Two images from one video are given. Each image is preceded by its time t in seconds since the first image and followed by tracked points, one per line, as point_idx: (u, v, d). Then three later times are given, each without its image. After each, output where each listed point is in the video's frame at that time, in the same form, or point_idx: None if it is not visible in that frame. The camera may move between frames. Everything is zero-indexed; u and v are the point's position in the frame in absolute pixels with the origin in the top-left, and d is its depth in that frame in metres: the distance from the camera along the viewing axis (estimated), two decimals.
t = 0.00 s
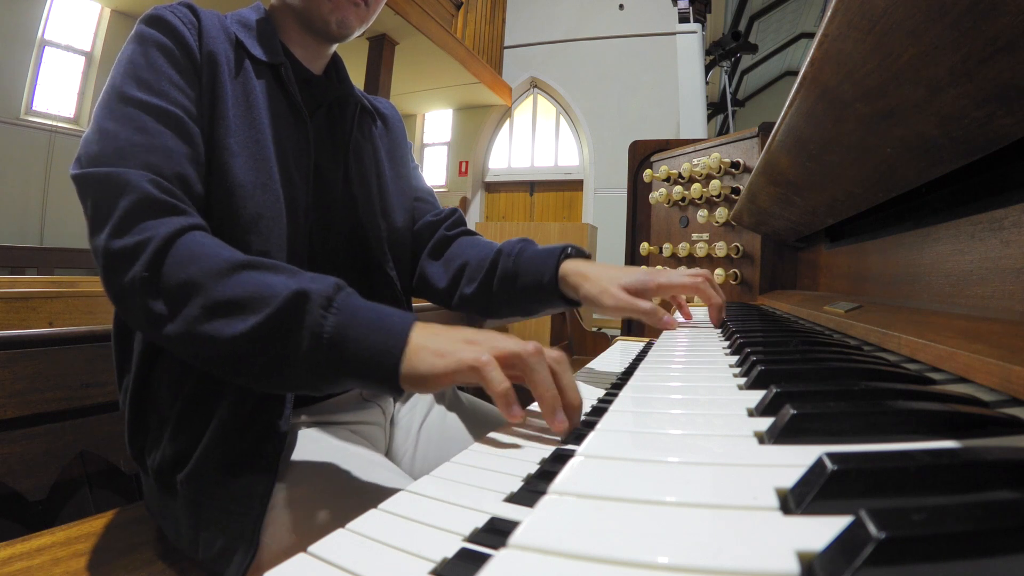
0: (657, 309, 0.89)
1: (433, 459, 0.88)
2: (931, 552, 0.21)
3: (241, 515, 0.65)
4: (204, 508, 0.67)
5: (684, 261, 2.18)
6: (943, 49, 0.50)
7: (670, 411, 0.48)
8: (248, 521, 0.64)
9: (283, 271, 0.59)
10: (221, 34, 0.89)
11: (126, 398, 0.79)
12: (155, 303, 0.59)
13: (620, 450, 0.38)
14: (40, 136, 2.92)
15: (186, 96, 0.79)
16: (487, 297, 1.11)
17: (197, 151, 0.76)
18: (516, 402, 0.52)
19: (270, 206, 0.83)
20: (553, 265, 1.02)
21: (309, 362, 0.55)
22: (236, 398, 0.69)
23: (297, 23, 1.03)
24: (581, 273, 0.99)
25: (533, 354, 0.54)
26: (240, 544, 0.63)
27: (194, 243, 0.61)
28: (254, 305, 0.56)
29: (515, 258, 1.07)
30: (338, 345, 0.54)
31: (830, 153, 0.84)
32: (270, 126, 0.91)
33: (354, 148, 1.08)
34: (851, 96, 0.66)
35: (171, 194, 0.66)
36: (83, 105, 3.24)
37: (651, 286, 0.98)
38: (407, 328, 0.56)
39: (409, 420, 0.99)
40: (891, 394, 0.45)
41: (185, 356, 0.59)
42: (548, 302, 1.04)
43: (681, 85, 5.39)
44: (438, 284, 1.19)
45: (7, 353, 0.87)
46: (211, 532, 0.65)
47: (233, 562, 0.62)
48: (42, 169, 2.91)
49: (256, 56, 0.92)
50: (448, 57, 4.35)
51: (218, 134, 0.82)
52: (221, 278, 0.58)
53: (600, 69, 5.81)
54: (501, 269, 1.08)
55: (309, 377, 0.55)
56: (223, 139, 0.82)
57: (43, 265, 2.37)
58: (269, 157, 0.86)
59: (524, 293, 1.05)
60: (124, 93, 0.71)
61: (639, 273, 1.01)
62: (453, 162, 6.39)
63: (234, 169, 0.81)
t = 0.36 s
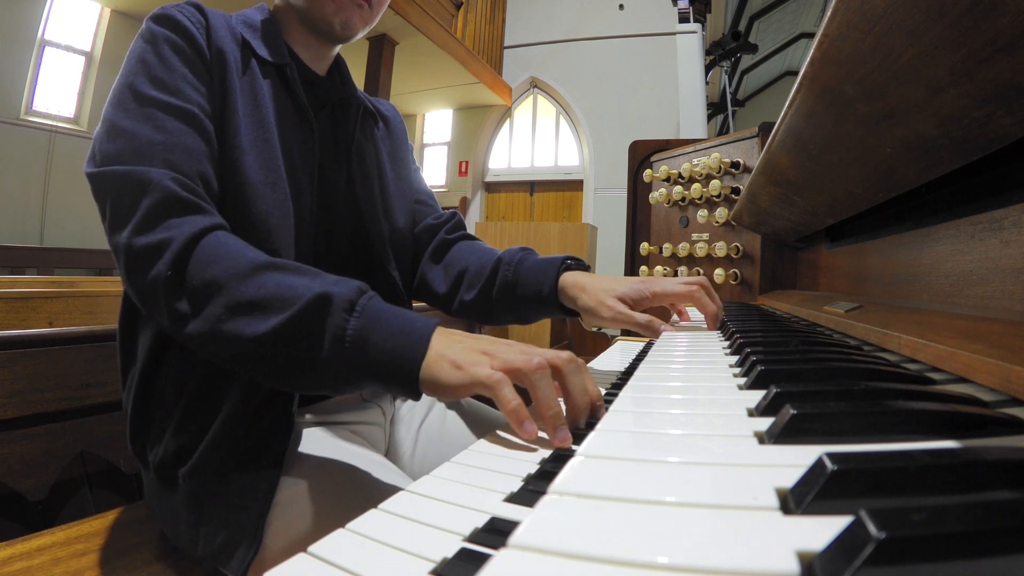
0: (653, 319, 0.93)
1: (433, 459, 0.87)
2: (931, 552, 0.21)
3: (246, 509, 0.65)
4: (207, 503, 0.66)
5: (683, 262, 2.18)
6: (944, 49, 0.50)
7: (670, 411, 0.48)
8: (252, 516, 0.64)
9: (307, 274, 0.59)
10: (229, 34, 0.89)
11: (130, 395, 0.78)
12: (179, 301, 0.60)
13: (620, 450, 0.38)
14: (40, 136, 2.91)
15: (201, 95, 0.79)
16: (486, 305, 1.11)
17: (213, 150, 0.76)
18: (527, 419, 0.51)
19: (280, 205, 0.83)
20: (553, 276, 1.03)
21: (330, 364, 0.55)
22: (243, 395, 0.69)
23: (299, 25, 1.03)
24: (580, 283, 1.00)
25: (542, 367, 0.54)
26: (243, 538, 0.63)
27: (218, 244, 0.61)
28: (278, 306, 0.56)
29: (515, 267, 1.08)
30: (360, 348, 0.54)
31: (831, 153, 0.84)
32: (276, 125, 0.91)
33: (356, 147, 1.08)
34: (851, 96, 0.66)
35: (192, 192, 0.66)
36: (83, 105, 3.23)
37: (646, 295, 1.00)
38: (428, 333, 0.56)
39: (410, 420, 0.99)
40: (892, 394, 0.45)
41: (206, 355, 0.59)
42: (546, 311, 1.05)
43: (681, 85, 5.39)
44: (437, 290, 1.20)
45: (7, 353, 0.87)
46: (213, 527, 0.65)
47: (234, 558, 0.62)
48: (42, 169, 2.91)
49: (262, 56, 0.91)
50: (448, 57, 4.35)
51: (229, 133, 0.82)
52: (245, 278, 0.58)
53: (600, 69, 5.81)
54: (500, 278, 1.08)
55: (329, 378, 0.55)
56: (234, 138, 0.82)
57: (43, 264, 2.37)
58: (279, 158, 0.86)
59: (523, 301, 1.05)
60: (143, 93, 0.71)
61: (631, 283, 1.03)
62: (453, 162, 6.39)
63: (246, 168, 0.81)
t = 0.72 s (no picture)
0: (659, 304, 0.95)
1: (434, 459, 0.87)
2: (932, 552, 0.21)
3: (247, 509, 0.65)
4: (207, 504, 0.67)
5: (684, 262, 2.18)
6: (943, 49, 0.50)
7: (670, 411, 0.48)
8: (252, 518, 0.64)
9: (303, 279, 0.59)
10: (226, 36, 0.89)
11: (128, 396, 0.78)
12: (176, 307, 0.60)
13: (620, 450, 0.38)
14: (40, 136, 2.91)
15: (198, 98, 0.79)
16: (493, 294, 1.11)
17: (210, 152, 0.76)
18: (520, 429, 0.52)
19: (279, 207, 0.83)
20: (562, 262, 1.03)
21: (324, 371, 0.55)
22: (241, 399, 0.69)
23: (298, 25, 1.03)
24: (592, 269, 1.01)
25: (536, 375, 0.53)
26: (244, 538, 0.63)
27: (214, 249, 0.61)
28: (273, 313, 0.56)
29: (523, 255, 1.08)
30: (354, 357, 0.54)
31: (830, 153, 0.84)
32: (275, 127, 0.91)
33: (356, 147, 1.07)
34: (850, 96, 0.66)
35: (190, 198, 0.66)
36: (83, 105, 3.23)
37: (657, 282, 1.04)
38: (422, 342, 0.55)
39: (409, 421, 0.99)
40: (891, 394, 0.45)
41: (203, 360, 0.59)
42: (556, 298, 1.04)
43: (681, 85, 5.39)
44: (442, 281, 1.19)
45: (7, 353, 0.87)
46: (214, 527, 0.65)
47: (236, 558, 0.62)
48: (42, 169, 2.91)
49: (260, 58, 0.91)
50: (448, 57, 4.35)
51: (228, 135, 0.82)
52: (241, 284, 0.58)
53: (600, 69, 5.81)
54: (509, 266, 1.08)
55: (324, 385, 0.55)
56: (232, 140, 0.82)
57: (43, 265, 2.37)
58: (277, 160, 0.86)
59: (532, 289, 1.05)
60: (140, 98, 0.71)
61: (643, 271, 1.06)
62: (453, 162, 6.39)
63: (244, 170, 0.81)
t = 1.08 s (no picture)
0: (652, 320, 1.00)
1: (434, 459, 0.87)
2: (932, 553, 0.21)
3: (248, 508, 0.65)
4: (208, 502, 0.67)
5: (683, 262, 2.18)
6: (943, 49, 0.50)
7: (670, 411, 0.48)
8: (253, 518, 0.64)
9: (310, 269, 0.59)
10: (228, 35, 0.89)
11: (129, 396, 0.78)
12: (183, 299, 0.60)
13: (620, 450, 0.38)
14: (40, 136, 2.91)
15: (202, 95, 0.79)
16: (491, 305, 1.11)
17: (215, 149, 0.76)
18: (528, 425, 0.52)
19: (281, 205, 0.83)
20: (561, 277, 1.03)
21: (335, 357, 0.55)
22: (248, 392, 0.69)
23: (298, 24, 1.03)
24: (588, 284, 1.02)
25: (546, 371, 0.52)
26: (245, 537, 0.63)
27: (222, 241, 0.61)
28: (282, 302, 0.56)
29: (522, 268, 1.07)
30: (364, 342, 0.54)
31: (831, 153, 0.84)
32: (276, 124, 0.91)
33: (357, 146, 1.07)
34: (851, 96, 0.66)
35: (195, 192, 0.66)
36: (83, 105, 3.23)
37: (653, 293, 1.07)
38: (434, 324, 0.56)
39: (409, 421, 0.99)
40: (891, 393, 0.45)
41: (211, 352, 0.59)
42: (553, 311, 1.05)
43: (681, 85, 5.39)
44: (442, 288, 1.19)
45: (7, 353, 0.87)
46: (214, 526, 0.64)
47: (236, 557, 0.62)
48: (42, 169, 2.91)
49: (262, 56, 0.91)
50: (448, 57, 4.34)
51: (231, 132, 0.82)
52: (250, 274, 0.58)
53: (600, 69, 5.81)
54: (507, 278, 1.08)
55: (334, 372, 0.55)
56: (235, 137, 0.82)
57: (43, 265, 2.37)
58: (279, 158, 0.86)
59: (529, 302, 1.05)
60: (145, 95, 0.71)
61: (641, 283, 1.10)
62: (453, 162, 6.39)
63: (247, 167, 0.81)
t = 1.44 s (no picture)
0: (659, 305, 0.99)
1: (433, 459, 0.88)
2: (932, 553, 0.21)
3: (249, 507, 0.65)
4: (207, 502, 0.67)
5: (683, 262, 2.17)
6: (943, 49, 0.50)
7: (670, 411, 0.48)
8: (253, 518, 0.64)
9: (306, 272, 0.59)
10: (225, 36, 0.89)
11: (129, 398, 0.78)
12: (180, 304, 0.60)
13: (620, 450, 0.38)
14: (40, 136, 2.92)
15: (199, 97, 0.79)
16: (495, 299, 1.10)
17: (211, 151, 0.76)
18: (527, 420, 0.51)
19: (278, 206, 0.83)
20: (562, 267, 1.03)
21: (330, 362, 0.55)
22: (244, 395, 0.69)
23: (297, 24, 1.03)
24: (592, 274, 1.01)
25: (542, 369, 0.53)
26: (245, 538, 0.63)
27: (218, 245, 0.61)
28: (278, 306, 0.56)
29: (524, 261, 1.08)
30: (360, 347, 0.54)
31: (830, 153, 0.84)
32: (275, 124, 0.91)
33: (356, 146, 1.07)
34: (850, 96, 0.66)
35: (192, 195, 0.66)
36: (83, 105, 3.23)
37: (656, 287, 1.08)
38: (429, 332, 0.55)
39: (409, 421, 0.99)
40: (891, 393, 0.45)
41: (209, 355, 0.59)
42: (556, 304, 1.05)
43: (681, 85, 5.39)
44: (445, 286, 1.19)
45: (7, 353, 0.87)
46: (214, 527, 0.64)
47: (238, 556, 0.62)
48: (42, 169, 2.91)
49: (259, 57, 0.91)
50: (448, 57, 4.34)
51: (228, 133, 0.82)
52: (245, 279, 0.58)
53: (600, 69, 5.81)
54: (510, 271, 1.08)
55: (331, 375, 0.55)
56: (232, 138, 0.82)
57: (43, 265, 2.37)
58: (277, 159, 0.86)
59: (534, 294, 1.05)
60: (141, 97, 0.71)
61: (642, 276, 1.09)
62: (453, 162, 6.39)
63: (245, 168, 0.81)
